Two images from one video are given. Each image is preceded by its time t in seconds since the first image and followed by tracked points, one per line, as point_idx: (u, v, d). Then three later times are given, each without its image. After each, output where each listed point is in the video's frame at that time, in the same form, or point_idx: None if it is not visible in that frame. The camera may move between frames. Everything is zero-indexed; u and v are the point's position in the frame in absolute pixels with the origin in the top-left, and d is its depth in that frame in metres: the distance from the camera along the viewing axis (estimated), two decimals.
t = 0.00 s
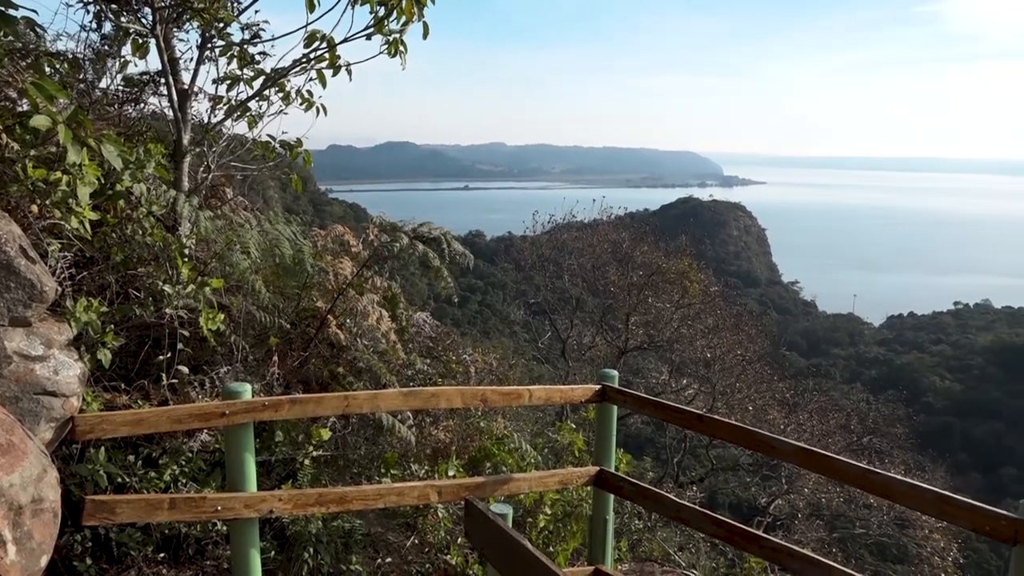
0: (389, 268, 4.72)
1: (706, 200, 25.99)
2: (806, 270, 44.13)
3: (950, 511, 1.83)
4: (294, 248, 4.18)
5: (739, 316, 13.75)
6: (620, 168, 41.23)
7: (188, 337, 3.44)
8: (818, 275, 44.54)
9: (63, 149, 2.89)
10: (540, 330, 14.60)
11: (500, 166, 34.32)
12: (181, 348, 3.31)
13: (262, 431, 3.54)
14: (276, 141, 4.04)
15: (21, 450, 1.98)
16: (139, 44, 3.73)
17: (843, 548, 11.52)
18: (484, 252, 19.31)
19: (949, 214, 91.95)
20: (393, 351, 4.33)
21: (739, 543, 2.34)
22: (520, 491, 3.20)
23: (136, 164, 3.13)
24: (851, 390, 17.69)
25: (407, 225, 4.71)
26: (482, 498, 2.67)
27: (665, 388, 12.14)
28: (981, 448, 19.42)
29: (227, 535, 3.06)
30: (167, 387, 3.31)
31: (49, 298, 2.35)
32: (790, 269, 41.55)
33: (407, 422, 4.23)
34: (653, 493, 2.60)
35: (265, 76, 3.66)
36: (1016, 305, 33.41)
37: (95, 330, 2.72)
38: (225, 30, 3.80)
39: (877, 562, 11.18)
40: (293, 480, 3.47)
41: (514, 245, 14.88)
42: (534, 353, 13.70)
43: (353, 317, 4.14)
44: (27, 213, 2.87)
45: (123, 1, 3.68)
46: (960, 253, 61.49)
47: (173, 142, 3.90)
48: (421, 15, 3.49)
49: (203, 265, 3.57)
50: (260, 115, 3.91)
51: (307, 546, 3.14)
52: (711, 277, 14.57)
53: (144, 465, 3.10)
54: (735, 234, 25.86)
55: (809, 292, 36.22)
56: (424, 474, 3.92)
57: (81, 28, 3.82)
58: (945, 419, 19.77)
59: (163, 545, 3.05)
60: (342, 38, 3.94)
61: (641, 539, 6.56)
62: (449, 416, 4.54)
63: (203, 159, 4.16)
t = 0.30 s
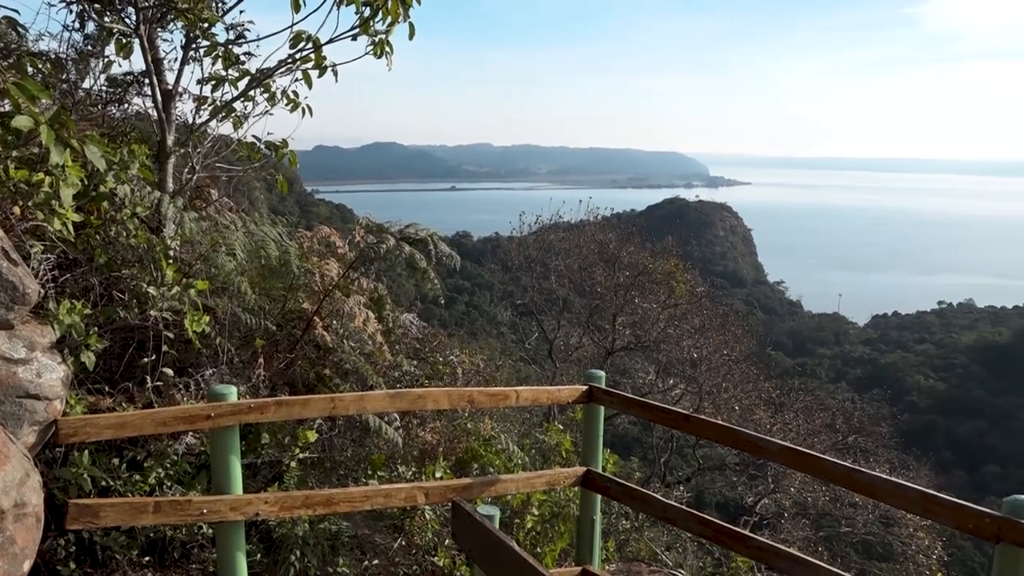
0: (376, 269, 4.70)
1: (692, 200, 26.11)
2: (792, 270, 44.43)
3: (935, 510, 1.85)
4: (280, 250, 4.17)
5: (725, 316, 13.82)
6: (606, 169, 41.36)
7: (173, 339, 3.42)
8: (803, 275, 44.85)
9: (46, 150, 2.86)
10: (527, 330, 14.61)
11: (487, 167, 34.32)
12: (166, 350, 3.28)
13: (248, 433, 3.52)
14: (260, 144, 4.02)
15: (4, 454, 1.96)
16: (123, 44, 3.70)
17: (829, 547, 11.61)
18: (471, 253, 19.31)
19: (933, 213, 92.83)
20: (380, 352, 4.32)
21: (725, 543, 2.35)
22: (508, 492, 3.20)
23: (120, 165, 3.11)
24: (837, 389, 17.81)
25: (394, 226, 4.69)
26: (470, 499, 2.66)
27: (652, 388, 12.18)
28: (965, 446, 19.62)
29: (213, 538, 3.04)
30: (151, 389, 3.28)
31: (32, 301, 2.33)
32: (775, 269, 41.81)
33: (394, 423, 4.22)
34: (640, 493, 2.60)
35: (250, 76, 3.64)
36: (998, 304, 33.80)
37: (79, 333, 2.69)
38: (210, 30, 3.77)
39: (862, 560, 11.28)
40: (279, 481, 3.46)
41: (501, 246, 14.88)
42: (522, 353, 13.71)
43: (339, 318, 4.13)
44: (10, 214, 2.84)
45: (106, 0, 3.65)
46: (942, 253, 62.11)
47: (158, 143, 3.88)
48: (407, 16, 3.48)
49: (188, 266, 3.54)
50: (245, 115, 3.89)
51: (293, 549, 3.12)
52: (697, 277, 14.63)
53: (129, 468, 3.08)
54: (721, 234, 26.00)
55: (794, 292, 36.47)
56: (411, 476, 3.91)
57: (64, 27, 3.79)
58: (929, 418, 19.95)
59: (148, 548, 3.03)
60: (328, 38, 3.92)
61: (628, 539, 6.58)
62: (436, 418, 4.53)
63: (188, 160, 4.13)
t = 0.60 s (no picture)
0: (365, 270, 4.69)
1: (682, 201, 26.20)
2: (781, 270, 44.66)
3: (924, 509, 1.86)
4: (270, 251, 4.15)
5: (714, 316, 13.87)
6: (596, 170, 41.45)
7: (162, 341, 3.40)
8: (793, 275, 45.09)
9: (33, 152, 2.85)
10: (517, 331, 14.61)
11: (478, 167, 34.35)
12: (155, 352, 3.26)
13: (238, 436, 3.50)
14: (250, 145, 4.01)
15: None
16: (110, 45, 3.69)
17: (819, 546, 11.66)
18: (461, 254, 19.31)
19: (921, 213, 93.56)
20: (370, 355, 4.31)
21: (715, 543, 2.36)
22: (499, 494, 3.20)
23: (108, 167, 3.09)
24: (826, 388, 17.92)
25: (384, 227, 4.68)
26: (461, 501, 2.66)
27: (642, 388, 12.22)
28: (953, 446, 19.75)
29: (203, 541, 3.02)
30: (140, 392, 3.26)
31: (17, 302, 2.41)
32: (765, 270, 42.00)
33: (384, 425, 4.21)
34: (631, 493, 2.61)
35: (239, 78, 3.62)
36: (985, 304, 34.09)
37: (67, 335, 2.67)
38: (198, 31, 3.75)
39: (852, 559, 11.33)
40: (269, 484, 3.44)
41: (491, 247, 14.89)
42: (512, 354, 13.71)
43: (329, 320, 4.12)
44: None
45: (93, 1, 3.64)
46: (930, 252, 62.60)
47: (146, 144, 3.85)
48: (396, 17, 3.47)
49: (176, 268, 3.53)
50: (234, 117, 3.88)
51: (283, 552, 3.11)
52: (687, 277, 14.68)
53: (118, 472, 3.06)
54: (710, 235, 26.11)
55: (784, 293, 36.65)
56: (402, 478, 3.91)
57: (51, 29, 3.77)
58: (918, 417, 20.06)
59: (137, 552, 3.01)
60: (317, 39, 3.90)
61: (619, 540, 6.60)
62: (426, 420, 4.52)
63: (176, 161, 4.11)
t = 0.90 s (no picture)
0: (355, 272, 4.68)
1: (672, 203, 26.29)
2: (769, 272, 44.89)
3: (912, 509, 1.88)
4: (259, 253, 4.12)
5: (704, 318, 13.92)
6: (585, 171, 41.54)
7: (151, 344, 3.38)
8: (781, 276, 45.33)
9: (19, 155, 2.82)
10: (507, 333, 14.61)
11: (467, 169, 34.34)
12: (143, 356, 3.24)
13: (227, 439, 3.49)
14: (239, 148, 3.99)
15: None
16: (98, 47, 3.66)
17: (808, 546, 11.71)
18: (451, 256, 19.30)
19: (907, 215, 94.33)
20: (360, 357, 4.29)
21: (704, 543, 2.37)
22: (489, 496, 3.20)
23: (96, 170, 3.08)
24: (815, 389, 18.02)
25: (373, 229, 4.66)
26: (450, 503, 2.66)
27: (632, 389, 12.23)
28: (940, 445, 19.90)
29: (192, 545, 3.00)
30: (128, 396, 3.23)
31: (6, 305, 2.37)
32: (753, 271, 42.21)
33: (374, 428, 4.21)
34: (621, 495, 2.62)
35: (228, 79, 3.60)
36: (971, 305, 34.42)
37: (54, 339, 2.65)
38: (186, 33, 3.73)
39: (841, 559, 11.39)
40: (258, 487, 3.43)
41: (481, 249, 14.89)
42: (502, 356, 13.71)
43: (319, 322, 4.10)
44: None
45: (80, 3, 3.61)
46: (917, 253, 63.10)
47: (134, 146, 3.82)
48: (385, 19, 3.46)
49: (165, 271, 3.51)
50: (222, 119, 3.85)
51: (273, 555, 3.10)
52: (676, 278, 14.74)
53: (106, 476, 3.04)
54: (700, 236, 26.21)
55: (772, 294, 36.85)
56: (393, 480, 3.90)
57: (37, 30, 3.74)
58: (905, 417, 20.20)
59: (126, 556, 2.99)
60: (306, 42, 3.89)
61: (609, 541, 6.62)
62: (416, 422, 4.52)
63: (164, 163, 4.09)
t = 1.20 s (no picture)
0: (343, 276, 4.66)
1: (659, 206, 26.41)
2: (755, 276, 45.14)
3: (896, 511, 1.90)
4: (246, 256, 4.10)
5: (691, 321, 13.98)
6: (573, 174, 41.64)
7: (137, 348, 3.35)
8: (767, 280, 45.59)
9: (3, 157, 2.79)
10: (495, 336, 14.60)
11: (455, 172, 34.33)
12: (129, 359, 3.22)
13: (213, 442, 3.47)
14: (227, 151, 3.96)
15: None
16: (84, 48, 3.63)
17: (794, 549, 11.77)
18: (439, 258, 19.31)
19: (891, 219, 95.17)
20: (348, 360, 4.28)
21: (691, 546, 2.37)
22: (477, 501, 3.19)
23: (82, 171, 3.06)
24: (801, 392, 18.12)
25: (362, 232, 4.64)
26: (438, 507, 2.65)
27: (619, 393, 12.23)
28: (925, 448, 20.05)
29: (178, 550, 2.98)
30: (114, 399, 3.21)
31: None
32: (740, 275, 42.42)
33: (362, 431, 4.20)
34: (608, 498, 2.62)
35: (216, 81, 3.58)
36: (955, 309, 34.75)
37: (39, 342, 2.61)
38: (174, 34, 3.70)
39: (826, 561, 11.45)
40: (245, 491, 3.41)
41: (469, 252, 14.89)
42: (490, 360, 13.71)
43: (307, 325, 4.08)
44: None
45: (67, 3, 3.58)
46: (901, 257, 63.64)
47: (121, 148, 3.80)
48: (375, 21, 3.45)
49: (151, 274, 3.48)
50: (210, 121, 3.83)
51: (260, 559, 3.10)
52: (664, 282, 14.79)
53: (90, 480, 3.01)
54: (687, 240, 26.32)
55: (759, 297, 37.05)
56: (380, 484, 3.89)
57: (23, 31, 3.71)
58: (890, 420, 20.34)
59: (110, 561, 2.96)
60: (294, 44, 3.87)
61: (596, 544, 6.64)
62: (404, 425, 4.50)
63: (151, 165, 4.06)
